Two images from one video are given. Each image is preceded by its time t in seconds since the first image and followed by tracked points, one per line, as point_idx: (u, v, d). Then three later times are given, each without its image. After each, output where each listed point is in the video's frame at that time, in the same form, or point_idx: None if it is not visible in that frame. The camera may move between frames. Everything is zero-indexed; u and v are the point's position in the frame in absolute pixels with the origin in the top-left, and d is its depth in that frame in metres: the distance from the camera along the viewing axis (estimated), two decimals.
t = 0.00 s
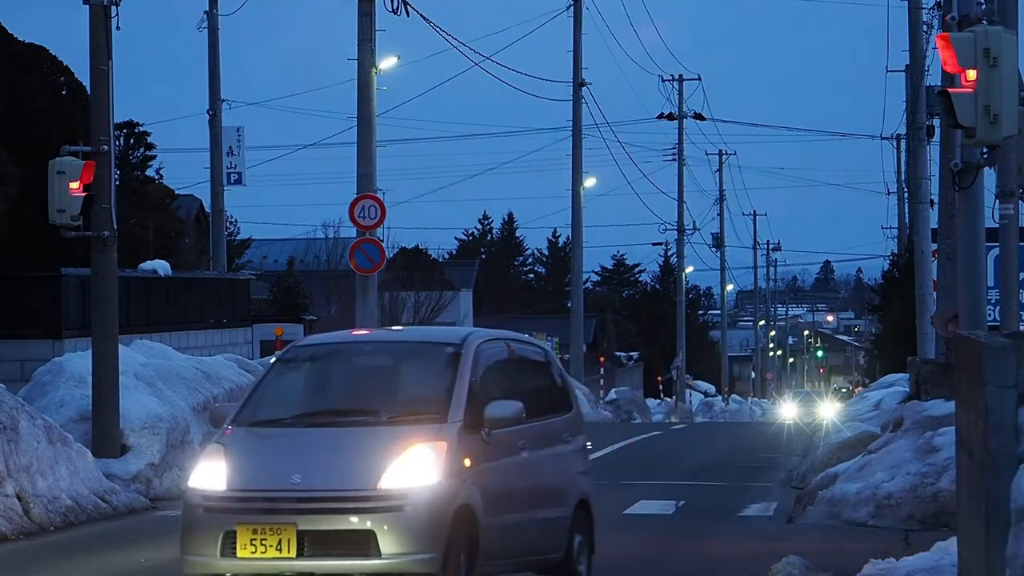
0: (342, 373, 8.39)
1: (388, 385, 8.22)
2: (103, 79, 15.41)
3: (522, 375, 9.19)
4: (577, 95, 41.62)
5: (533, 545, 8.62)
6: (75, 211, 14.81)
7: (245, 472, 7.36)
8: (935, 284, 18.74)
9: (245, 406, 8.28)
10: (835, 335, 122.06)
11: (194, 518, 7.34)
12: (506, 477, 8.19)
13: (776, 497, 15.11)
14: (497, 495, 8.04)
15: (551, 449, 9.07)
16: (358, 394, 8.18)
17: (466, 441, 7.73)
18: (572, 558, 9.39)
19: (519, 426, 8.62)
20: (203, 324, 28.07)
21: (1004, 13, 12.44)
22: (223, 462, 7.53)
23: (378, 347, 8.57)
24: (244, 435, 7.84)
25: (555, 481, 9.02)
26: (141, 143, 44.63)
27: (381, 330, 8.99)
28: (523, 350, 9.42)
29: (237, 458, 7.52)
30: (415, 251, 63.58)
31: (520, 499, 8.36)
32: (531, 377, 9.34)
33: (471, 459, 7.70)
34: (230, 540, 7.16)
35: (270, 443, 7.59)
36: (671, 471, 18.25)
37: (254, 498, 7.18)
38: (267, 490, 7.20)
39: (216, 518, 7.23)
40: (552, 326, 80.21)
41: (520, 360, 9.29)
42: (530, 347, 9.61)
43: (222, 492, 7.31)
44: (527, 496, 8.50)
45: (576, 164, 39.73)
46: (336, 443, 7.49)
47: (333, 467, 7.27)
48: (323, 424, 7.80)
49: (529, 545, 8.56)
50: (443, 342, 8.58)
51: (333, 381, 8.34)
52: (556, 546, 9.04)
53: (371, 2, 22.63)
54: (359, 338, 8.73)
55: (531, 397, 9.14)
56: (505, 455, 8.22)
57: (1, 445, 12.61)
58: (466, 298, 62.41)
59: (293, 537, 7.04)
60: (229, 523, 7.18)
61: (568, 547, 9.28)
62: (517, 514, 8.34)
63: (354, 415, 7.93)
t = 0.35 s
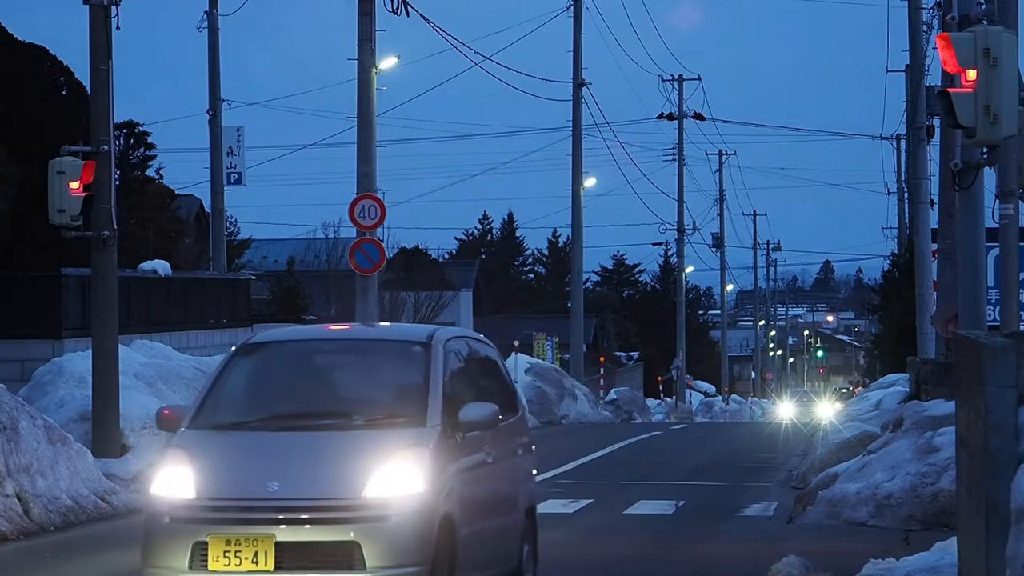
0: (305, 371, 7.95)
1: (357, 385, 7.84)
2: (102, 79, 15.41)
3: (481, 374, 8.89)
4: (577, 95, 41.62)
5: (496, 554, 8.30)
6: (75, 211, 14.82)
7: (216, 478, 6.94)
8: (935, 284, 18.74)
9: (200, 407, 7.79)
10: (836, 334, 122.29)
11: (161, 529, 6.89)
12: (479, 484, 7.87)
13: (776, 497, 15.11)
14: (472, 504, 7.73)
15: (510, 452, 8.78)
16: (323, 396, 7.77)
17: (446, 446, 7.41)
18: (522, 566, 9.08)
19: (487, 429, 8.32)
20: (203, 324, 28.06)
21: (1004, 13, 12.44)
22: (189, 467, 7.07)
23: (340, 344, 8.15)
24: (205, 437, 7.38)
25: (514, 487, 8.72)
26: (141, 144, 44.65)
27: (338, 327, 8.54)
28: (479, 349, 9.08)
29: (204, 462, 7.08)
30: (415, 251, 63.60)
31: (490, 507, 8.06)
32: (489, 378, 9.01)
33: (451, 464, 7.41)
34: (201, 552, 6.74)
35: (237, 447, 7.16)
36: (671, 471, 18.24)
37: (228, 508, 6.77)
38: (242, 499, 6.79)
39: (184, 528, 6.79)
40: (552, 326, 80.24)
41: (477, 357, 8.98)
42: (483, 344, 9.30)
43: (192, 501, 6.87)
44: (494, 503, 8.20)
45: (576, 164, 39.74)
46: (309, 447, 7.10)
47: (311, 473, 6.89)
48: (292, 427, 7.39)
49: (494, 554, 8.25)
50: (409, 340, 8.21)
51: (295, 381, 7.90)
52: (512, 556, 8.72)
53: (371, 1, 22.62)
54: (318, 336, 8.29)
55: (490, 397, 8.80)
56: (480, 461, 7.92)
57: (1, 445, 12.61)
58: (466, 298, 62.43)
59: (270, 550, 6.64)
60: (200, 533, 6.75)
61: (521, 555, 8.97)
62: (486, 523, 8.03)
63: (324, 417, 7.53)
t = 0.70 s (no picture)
0: (269, 372, 7.61)
1: (327, 387, 7.53)
2: (102, 79, 15.41)
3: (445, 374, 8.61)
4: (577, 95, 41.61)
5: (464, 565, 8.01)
6: (75, 211, 14.83)
7: (184, 488, 6.59)
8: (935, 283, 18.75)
9: (159, 411, 7.42)
10: (836, 334, 122.29)
11: (124, 541, 6.55)
12: (452, 490, 7.61)
13: (776, 497, 15.11)
14: (448, 513, 7.46)
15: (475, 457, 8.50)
16: (291, 399, 7.44)
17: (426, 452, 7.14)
18: None
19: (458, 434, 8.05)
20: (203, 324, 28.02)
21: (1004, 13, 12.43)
22: (154, 475, 6.72)
23: (306, 343, 7.82)
24: (168, 442, 7.03)
25: (480, 494, 8.45)
26: (141, 144, 44.67)
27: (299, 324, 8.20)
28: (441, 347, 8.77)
29: (170, 469, 6.73)
30: (415, 251, 63.61)
31: (461, 515, 7.80)
32: (451, 379, 8.71)
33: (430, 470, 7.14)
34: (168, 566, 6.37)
35: (205, 453, 6.82)
36: (671, 471, 18.23)
37: (199, 519, 6.43)
38: (213, 509, 6.46)
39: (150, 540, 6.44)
40: (553, 326, 80.21)
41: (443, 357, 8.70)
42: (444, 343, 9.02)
43: (160, 512, 6.52)
44: (463, 511, 7.93)
45: (576, 164, 39.75)
46: (281, 453, 6.78)
47: (287, 482, 6.57)
48: (261, 432, 7.07)
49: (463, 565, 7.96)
50: (380, 337, 7.89)
51: (260, 383, 7.56)
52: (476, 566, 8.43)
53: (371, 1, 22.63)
54: (281, 333, 7.94)
55: (453, 399, 8.50)
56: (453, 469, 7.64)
57: (1, 445, 12.61)
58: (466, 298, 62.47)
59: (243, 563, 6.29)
60: (166, 546, 6.39)
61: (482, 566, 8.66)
62: (458, 532, 7.76)
63: (295, 421, 7.21)
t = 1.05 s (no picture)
0: (235, 374, 7.27)
1: (297, 389, 7.20)
2: (102, 79, 15.41)
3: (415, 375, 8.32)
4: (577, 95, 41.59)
5: None
6: (75, 211, 14.83)
7: (146, 498, 6.24)
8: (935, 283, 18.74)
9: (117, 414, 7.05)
10: (836, 334, 122.32)
11: (80, 557, 6.20)
12: (428, 499, 7.31)
13: (776, 497, 15.11)
14: (424, 523, 7.15)
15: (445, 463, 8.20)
16: (260, 402, 7.10)
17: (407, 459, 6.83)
18: None
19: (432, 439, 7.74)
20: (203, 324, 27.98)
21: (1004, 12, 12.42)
22: (114, 486, 6.36)
23: (273, 343, 7.48)
24: (130, 449, 6.67)
25: (449, 503, 8.15)
26: (141, 144, 44.68)
27: (263, 322, 7.86)
28: (410, 346, 8.48)
29: (132, 479, 6.37)
30: (415, 251, 63.61)
31: (435, 525, 7.50)
32: (420, 379, 8.42)
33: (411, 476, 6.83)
34: None
35: (170, 461, 6.47)
36: (672, 471, 18.23)
37: (163, 533, 6.08)
38: (180, 523, 6.11)
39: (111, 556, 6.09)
40: (554, 326, 80.19)
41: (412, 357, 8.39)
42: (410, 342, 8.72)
43: (120, 526, 6.17)
44: (435, 518, 7.66)
45: (576, 164, 39.74)
46: (251, 461, 6.45)
47: (260, 492, 6.23)
48: (230, 437, 6.72)
49: None
50: (352, 336, 7.58)
51: (224, 387, 7.22)
52: None
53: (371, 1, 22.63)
54: (244, 331, 7.61)
55: (424, 401, 8.19)
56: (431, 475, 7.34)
57: (1, 445, 12.60)
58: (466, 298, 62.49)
59: None
60: (130, 562, 6.05)
61: None
62: (432, 543, 7.45)
63: (266, 426, 6.87)
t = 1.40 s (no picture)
0: (195, 371, 6.66)
1: (266, 388, 6.61)
2: (102, 79, 15.41)
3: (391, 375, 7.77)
4: (577, 95, 41.56)
5: None
6: (75, 211, 14.83)
7: (98, 509, 5.63)
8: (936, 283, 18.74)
9: (66, 415, 6.43)
10: (836, 334, 122.41)
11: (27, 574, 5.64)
12: (406, 511, 6.79)
13: (776, 497, 15.12)
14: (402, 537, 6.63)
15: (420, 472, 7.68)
16: (224, 404, 6.49)
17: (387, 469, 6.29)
18: None
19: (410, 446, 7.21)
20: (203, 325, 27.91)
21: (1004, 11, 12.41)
22: (64, 496, 5.75)
23: (239, 338, 6.88)
24: (82, 453, 6.06)
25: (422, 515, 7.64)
26: (141, 144, 44.70)
27: (227, 314, 7.26)
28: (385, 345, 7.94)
29: (82, 486, 5.77)
30: (415, 251, 63.61)
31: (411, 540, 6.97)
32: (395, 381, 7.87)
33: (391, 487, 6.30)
34: None
35: (127, 467, 5.88)
36: (672, 471, 18.24)
37: (120, 549, 5.50)
38: (137, 537, 5.52)
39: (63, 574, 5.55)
40: (554, 326, 80.23)
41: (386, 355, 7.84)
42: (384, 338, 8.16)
43: (70, 541, 5.58)
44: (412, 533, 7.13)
45: (576, 164, 39.75)
46: (216, 468, 5.85)
47: (226, 503, 5.65)
48: (190, 443, 6.12)
49: None
50: (324, 332, 7.00)
51: (184, 386, 6.60)
52: None
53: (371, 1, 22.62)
54: (205, 325, 6.99)
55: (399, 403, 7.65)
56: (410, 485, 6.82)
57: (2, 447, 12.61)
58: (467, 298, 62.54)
59: None
60: None
61: None
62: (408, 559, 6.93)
63: (230, 430, 6.28)
